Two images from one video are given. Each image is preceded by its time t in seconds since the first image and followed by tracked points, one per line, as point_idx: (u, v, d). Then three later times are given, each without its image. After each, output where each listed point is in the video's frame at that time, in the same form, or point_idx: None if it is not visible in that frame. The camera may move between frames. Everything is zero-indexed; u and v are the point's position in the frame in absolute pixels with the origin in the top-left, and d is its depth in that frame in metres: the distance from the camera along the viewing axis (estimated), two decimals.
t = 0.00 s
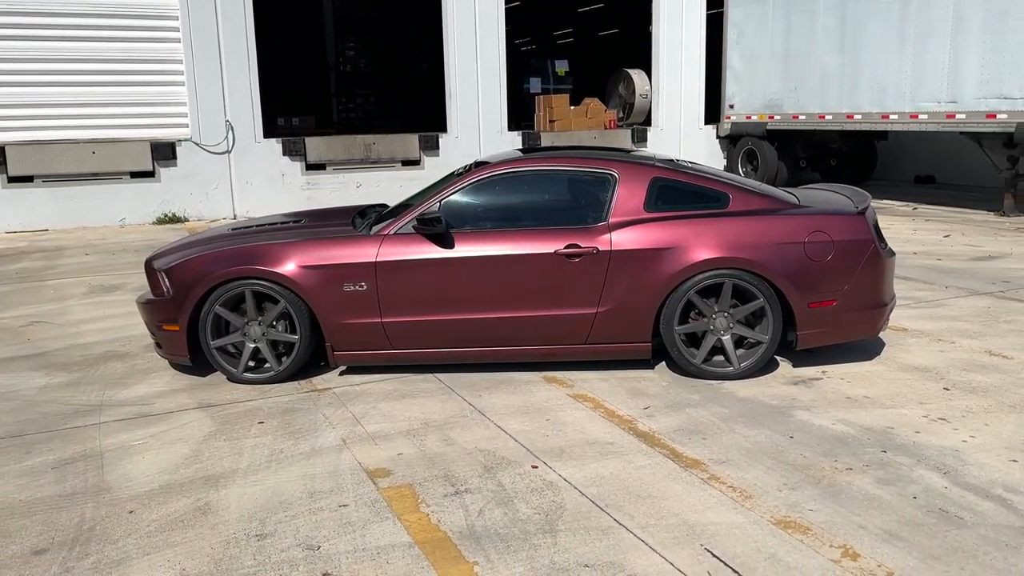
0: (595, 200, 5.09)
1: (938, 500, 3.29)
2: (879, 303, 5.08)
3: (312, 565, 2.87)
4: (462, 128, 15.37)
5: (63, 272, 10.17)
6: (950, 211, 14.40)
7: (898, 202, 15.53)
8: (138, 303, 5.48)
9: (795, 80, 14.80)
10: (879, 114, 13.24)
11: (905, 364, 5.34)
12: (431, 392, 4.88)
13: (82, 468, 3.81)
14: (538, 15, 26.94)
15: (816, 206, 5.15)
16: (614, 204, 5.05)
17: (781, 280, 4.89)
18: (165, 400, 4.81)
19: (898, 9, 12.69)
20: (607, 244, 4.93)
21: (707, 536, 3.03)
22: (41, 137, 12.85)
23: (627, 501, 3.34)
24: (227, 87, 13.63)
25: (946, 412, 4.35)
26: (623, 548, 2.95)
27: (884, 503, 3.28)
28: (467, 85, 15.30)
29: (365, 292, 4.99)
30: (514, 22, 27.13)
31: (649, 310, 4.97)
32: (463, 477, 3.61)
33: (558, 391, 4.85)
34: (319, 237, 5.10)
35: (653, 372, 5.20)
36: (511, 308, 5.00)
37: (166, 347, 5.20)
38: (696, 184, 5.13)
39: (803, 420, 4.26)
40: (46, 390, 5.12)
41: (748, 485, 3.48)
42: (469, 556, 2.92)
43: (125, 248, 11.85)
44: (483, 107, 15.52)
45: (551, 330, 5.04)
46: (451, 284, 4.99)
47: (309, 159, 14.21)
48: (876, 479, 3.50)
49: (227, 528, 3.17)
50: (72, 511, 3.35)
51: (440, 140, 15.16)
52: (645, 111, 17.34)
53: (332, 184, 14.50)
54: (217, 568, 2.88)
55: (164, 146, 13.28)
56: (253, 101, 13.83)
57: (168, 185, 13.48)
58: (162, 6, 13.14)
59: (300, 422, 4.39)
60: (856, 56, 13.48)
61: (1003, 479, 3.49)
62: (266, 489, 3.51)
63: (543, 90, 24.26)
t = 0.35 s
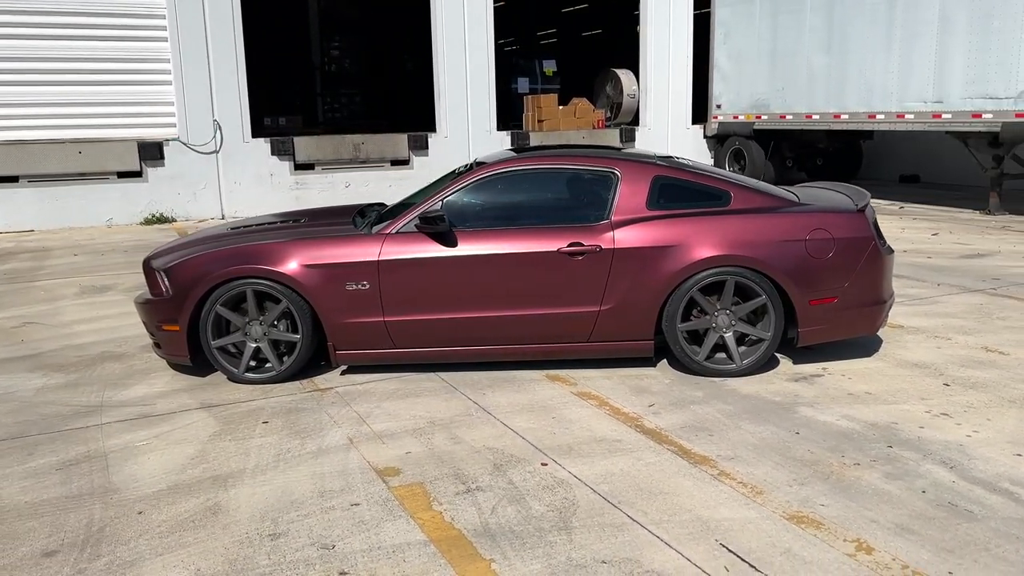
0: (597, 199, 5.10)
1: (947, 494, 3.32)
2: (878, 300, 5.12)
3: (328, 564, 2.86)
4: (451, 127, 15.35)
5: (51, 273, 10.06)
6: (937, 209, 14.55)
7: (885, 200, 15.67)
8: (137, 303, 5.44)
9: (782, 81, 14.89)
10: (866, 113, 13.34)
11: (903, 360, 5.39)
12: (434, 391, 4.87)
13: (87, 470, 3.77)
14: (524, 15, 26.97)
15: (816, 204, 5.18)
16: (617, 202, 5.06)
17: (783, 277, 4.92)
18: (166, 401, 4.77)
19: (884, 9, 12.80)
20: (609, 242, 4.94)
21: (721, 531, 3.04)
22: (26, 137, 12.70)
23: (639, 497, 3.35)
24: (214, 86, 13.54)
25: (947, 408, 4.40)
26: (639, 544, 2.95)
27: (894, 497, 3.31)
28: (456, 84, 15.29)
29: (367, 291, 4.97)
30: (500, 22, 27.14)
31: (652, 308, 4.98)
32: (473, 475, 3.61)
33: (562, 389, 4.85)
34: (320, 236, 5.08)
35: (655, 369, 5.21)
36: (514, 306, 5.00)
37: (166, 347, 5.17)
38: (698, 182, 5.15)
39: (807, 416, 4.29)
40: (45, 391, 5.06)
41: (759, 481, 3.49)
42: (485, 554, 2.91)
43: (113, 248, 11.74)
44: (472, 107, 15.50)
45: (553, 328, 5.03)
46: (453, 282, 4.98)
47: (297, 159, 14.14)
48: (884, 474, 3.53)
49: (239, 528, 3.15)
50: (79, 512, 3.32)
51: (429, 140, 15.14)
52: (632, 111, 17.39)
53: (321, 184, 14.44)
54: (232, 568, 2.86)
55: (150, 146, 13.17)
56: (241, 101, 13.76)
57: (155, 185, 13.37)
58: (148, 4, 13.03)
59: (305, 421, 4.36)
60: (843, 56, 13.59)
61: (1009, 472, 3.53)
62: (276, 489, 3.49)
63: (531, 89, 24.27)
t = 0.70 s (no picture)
0: (601, 198, 5.09)
1: (960, 490, 3.34)
2: (880, 299, 5.15)
3: (347, 566, 2.84)
4: (440, 127, 15.31)
5: (40, 275, 9.94)
6: (924, 209, 14.67)
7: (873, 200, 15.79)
8: (135, 304, 5.38)
9: (770, 81, 14.97)
10: (853, 113, 13.43)
11: (904, 358, 5.43)
12: (439, 391, 4.84)
13: (93, 473, 3.72)
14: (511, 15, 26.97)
15: (818, 203, 5.20)
16: (621, 201, 5.05)
17: (787, 276, 4.93)
18: (169, 403, 4.72)
19: (871, 10, 12.90)
20: (614, 241, 4.93)
21: (739, 530, 3.04)
22: (10, 138, 12.54)
23: (654, 496, 3.34)
24: (202, 86, 13.44)
25: (952, 404, 4.44)
26: (657, 543, 2.95)
27: (907, 494, 3.32)
28: (445, 84, 15.26)
29: (371, 291, 4.93)
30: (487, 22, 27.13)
31: (656, 307, 4.98)
32: (485, 475, 3.59)
33: (567, 388, 4.84)
34: (323, 236, 5.05)
35: (659, 368, 5.22)
36: (518, 305, 4.99)
37: (166, 349, 5.11)
38: (702, 181, 5.16)
39: (815, 414, 4.30)
40: (44, 394, 4.99)
41: (772, 479, 3.50)
42: (505, 554, 2.90)
43: (102, 250, 11.62)
44: (461, 106, 15.47)
45: (557, 327, 5.02)
46: (458, 282, 4.95)
47: (286, 159, 14.06)
48: (895, 471, 3.55)
49: (253, 530, 3.12)
50: (88, 516, 3.27)
51: (418, 140, 15.09)
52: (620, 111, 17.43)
53: (309, 184, 14.38)
54: (250, 571, 2.83)
55: (137, 146, 13.04)
56: (229, 100, 13.67)
57: (142, 185, 13.25)
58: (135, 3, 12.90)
59: (311, 422, 4.33)
60: (830, 56, 13.67)
61: (1019, 468, 3.56)
62: (288, 491, 3.46)
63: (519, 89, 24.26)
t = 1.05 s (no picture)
0: (605, 198, 5.09)
1: (972, 488, 3.37)
2: (883, 298, 5.18)
3: (366, 570, 2.82)
4: (430, 127, 15.29)
5: (30, 277, 9.81)
6: (912, 208, 14.79)
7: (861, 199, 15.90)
8: (135, 306, 5.32)
9: (758, 81, 15.04)
10: (841, 114, 13.50)
11: (905, 356, 5.47)
12: (445, 393, 4.82)
13: (101, 478, 3.67)
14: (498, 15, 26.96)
15: (820, 203, 5.23)
16: (625, 201, 5.06)
17: (791, 275, 4.95)
18: (172, 406, 4.67)
19: (859, 12, 12.99)
20: (619, 242, 4.94)
21: (757, 529, 3.04)
22: None
23: (669, 497, 3.34)
24: (190, 86, 13.34)
25: (957, 403, 4.47)
26: (676, 543, 2.94)
27: (920, 492, 3.34)
28: (435, 84, 15.22)
29: (376, 292, 4.91)
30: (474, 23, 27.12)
31: (661, 307, 4.99)
32: (499, 477, 3.58)
33: (573, 389, 4.84)
34: (327, 237, 5.02)
35: (664, 368, 5.22)
36: (524, 306, 4.98)
37: (168, 352, 5.06)
38: (706, 181, 5.17)
39: (822, 413, 4.33)
40: (43, 397, 4.92)
41: (786, 478, 3.50)
42: (525, 556, 2.89)
43: (91, 251, 11.50)
44: (451, 106, 15.45)
45: (562, 328, 5.02)
46: (463, 283, 4.94)
47: (274, 159, 13.98)
48: (907, 469, 3.57)
49: (269, 534, 3.09)
50: (99, 521, 3.23)
51: (407, 140, 15.05)
52: (609, 111, 17.46)
53: (298, 184, 14.32)
54: None
55: (125, 147, 12.92)
56: (218, 100, 13.58)
57: (130, 186, 13.13)
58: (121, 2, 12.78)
59: (319, 425, 4.30)
60: (819, 57, 13.74)
61: None
62: (300, 495, 3.43)
63: (508, 89, 24.24)
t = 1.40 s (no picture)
0: (609, 198, 5.10)
1: (982, 486, 3.40)
2: (884, 297, 5.21)
3: (385, 571, 2.81)
4: (419, 128, 15.26)
5: (18, 279, 9.69)
6: (900, 208, 14.91)
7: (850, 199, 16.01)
8: (135, 308, 5.28)
9: (746, 82, 15.12)
10: (829, 114, 13.58)
11: (905, 355, 5.52)
12: (450, 394, 4.81)
13: (108, 482, 3.64)
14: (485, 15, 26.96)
15: (821, 203, 5.27)
16: (629, 201, 5.07)
17: (793, 275, 4.98)
18: (175, 409, 4.64)
19: (847, 13, 13.08)
20: (624, 242, 4.94)
21: (773, 529, 3.05)
22: None
23: (683, 497, 3.35)
24: (178, 86, 13.25)
25: (960, 401, 4.52)
26: (694, 543, 2.95)
27: (931, 490, 3.37)
28: (424, 84, 15.20)
29: (380, 293, 4.89)
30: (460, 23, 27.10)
31: (666, 307, 5.01)
32: (511, 477, 3.57)
33: (579, 389, 4.84)
34: (330, 238, 4.99)
35: (667, 368, 5.24)
36: (529, 306, 4.98)
37: (169, 354, 5.02)
38: (709, 181, 5.19)
39: (828, 412, 4.35)
40: (43, 400, 4.87)
41: (797, 477, 3.52)
42: (543, 557, 2.89)
43: (80, 253, 11.37)
44: (441, 107, 15.43)
45: (567, 328, 5.02)
46: (467, 284, 4.93)
47: (263, 160, 13.91)
48: (915, 467, 3.60)
49: (284, 537, 3.07)
50: (111, 525, 3.21)
51: (397, 140, 15.02)
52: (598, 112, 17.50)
53: (287, 185, 14.25)
54: None
55: (113, 148, 12.80)
56: (207, 101, 13.50)
57: (118, 187, 13.01)
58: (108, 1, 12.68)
59: (325, 427, 4.27)
60: (807, 58, 13.84)
61: None
62: (313, 497, 3.41)
63: (496, 90, 24.24)
